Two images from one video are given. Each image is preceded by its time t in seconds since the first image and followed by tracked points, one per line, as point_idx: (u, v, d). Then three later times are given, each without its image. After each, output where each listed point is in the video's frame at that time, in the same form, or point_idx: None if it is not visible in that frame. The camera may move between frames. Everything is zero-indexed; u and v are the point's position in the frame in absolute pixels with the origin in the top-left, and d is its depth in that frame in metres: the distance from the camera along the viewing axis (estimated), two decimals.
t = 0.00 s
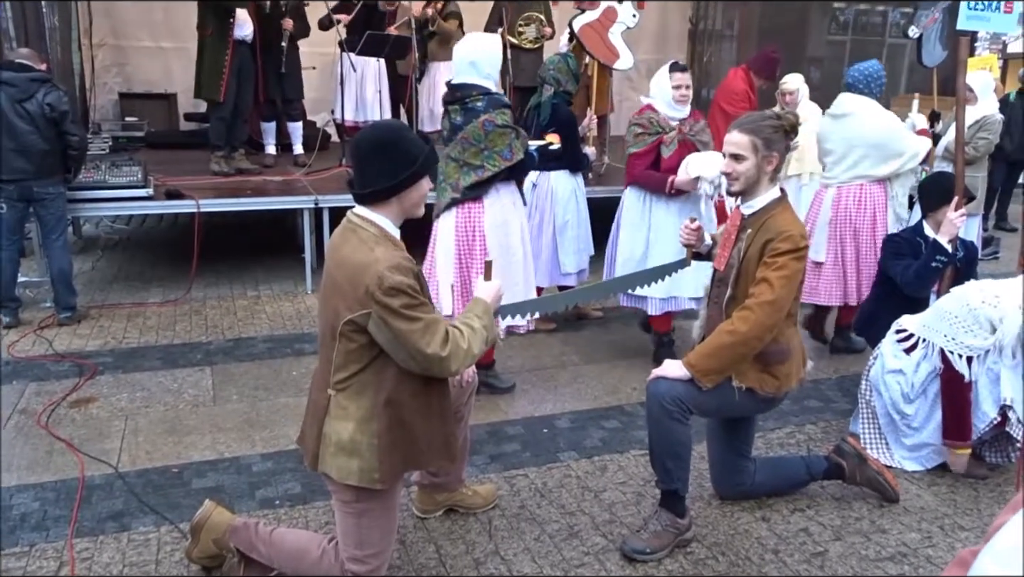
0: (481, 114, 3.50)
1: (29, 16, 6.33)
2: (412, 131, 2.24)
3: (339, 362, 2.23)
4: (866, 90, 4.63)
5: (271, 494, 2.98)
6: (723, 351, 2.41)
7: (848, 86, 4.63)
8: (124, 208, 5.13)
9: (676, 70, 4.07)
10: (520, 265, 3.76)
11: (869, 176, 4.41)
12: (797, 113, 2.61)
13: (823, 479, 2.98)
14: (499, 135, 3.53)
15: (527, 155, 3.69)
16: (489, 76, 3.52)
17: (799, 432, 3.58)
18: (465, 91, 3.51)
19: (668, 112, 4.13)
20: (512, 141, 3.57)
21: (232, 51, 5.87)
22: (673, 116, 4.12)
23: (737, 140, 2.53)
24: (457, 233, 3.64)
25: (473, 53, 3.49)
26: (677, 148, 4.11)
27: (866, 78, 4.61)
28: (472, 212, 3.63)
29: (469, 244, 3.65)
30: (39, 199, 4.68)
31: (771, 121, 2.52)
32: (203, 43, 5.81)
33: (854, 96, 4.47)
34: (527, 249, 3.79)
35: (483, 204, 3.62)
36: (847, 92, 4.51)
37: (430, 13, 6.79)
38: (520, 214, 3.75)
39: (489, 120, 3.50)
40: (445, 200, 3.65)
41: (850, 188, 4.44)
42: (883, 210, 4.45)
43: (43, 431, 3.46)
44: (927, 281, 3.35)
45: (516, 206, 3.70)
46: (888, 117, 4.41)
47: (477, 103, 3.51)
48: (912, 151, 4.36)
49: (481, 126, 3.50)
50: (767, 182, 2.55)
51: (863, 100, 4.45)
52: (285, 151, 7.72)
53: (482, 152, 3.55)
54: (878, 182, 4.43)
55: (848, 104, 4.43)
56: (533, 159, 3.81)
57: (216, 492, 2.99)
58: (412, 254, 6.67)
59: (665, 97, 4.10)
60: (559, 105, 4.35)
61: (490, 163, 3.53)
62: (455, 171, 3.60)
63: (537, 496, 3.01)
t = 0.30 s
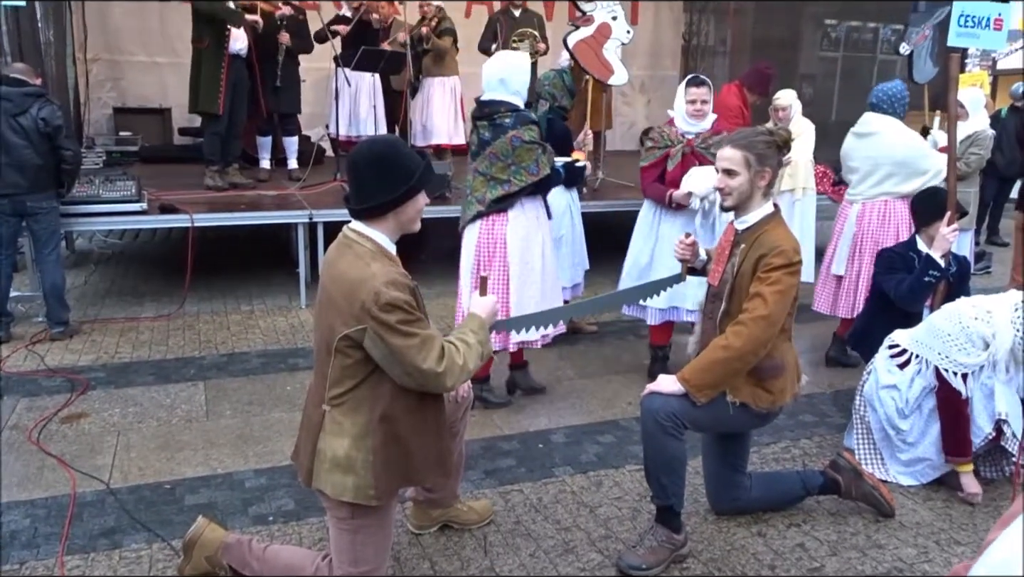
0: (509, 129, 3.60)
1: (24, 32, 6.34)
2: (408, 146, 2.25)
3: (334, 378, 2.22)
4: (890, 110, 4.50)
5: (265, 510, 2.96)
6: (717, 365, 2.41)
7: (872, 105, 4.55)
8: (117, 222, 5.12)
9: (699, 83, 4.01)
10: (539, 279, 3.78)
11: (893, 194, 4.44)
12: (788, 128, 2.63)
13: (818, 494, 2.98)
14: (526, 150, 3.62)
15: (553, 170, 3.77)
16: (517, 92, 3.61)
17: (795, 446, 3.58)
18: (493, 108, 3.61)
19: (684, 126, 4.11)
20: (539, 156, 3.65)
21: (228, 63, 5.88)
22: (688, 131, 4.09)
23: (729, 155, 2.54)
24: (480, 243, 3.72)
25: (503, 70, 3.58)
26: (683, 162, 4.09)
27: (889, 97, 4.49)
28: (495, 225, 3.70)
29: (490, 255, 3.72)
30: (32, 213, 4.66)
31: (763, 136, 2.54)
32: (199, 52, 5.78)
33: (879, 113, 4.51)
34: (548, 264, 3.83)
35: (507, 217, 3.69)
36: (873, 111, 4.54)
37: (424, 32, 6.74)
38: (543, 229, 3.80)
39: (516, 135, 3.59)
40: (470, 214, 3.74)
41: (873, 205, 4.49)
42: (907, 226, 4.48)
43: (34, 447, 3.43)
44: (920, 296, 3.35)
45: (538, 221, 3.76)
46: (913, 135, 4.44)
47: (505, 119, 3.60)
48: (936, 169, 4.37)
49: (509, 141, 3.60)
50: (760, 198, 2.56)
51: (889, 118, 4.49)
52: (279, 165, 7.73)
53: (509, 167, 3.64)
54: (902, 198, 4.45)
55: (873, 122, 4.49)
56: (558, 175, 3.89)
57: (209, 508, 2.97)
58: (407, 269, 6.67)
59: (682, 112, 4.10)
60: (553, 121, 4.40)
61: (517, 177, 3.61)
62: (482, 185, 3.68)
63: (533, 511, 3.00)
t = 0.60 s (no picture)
0: (533, 139, 3.72)
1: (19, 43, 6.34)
2: (405, 158, 2.24)
3: (330, 390, 2.21)
4: (910, 119, 4.53)
5: (259, 523, 2.94)
6: (714, 377, 2.40)
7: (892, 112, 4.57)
8: (112, 234, 5.10)
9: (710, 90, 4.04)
10: (565, 284, 3.94)
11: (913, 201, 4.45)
12: (785, 139, 2.64)
13: (816, 505, 2.97)
14: (549, 159, 3.74)
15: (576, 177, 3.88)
16: (539, 103, 3.73)
17: (792, 457, 3.57)
18: (517, 117, 3.72)
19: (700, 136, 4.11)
20: (562, 164, 3.77)
21: (223, 74, 5.90)
22: (703, 140, 4.09)
23: (726, 166, 2.54)
24: (506, 250, 3.88)
25: (526, 82, 3.71)
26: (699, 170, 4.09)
27: (910, 105, 4.52)
28: (522, 232, 3.85)
29: (516, 261, 3.88)
30: (26, 225, 4.65)
31: (759, 148, 2.54)
32: (195, 64, 5.84)
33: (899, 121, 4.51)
34: (572, 269, 3.98)
35: (532, 225, 3.84)
36: (892, 118, 4.56)
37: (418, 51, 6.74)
38: (568, 236, 3.95)
39: (540, 144, 3.71)
40: (494, 221, 3.88)
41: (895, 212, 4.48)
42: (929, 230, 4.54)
43: (27, 461, 3.40)
44: (915, 306, 3.35)
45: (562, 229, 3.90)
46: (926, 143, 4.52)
47: (528, 128, 3.72)
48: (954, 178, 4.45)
49: (534, 150, 3.72)
50: (756, 209, 2.56)
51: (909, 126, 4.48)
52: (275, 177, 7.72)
53: (533, 175, 3.76)
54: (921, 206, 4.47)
55: (891, 127, 4.50)
56: (582, 180, 3.98)
57: (203, 522, 2.95)
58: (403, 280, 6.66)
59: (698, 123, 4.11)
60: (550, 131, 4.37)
61: (541, 185, 3.74)
62: (507, 193, 3.82)
63: (530, 523, 2.98)
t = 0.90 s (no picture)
0: (565, 153, 3.87)
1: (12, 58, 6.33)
2: (400, 170, 2.24)
3: (326, 404, 2.19)
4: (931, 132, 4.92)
5: (255, 539, 2.91)
6: (713, 389, 2.40)
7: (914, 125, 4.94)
8: (106, 248, 5.08)
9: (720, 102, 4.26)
10: (594, 296, 4.03)
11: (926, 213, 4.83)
12: (779, 149, 2.64)
13: (814, 514, 2.96)
14: (582, 173, 3.90)
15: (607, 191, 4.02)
16: (569, 118, 3.87)
17: (790, 467, 3.56)
18: (549, 132, 3.86)
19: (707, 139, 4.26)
20: (593, 178, 3.92)
21: (217, 88, 5.90)
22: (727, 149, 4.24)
23: (721, 176, 2.54)
24: (540, 262, 3.96)
25: (558, 98, 3.84)
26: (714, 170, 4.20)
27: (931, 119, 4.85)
28: (556, 245, 3.94)
29: (550, 274, 3.96)
30: (19, 240, 4.63)
31: (754, 158, 2.55)
32: (189, 79, 5.83)
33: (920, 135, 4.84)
34: (602, 283, 4.07)
35: (565, 237, 3.94)
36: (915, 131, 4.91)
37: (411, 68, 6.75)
38: (599, 249, 4.05)
39: (573, 158, 3.87)
40: (525, 234, 3.96)
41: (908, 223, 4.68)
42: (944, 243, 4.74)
43: (19, 477, 3.37)
44: (911, 314, 3.35)
45: (593, 243, 4.00)
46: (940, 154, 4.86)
47: (560, 143, 3.87)
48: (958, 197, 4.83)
49: (567, 165, 3.88)
50: (752, 218, 2.56)
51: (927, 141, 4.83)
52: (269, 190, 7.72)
53: (565, 188, 3.89)
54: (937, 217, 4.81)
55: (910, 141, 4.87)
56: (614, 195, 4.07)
57: (198, 538, 2.92)
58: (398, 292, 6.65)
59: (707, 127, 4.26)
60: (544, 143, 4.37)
61: (575, 198, 3.87)
62: (539, 206, 3.93)
63: (528, 536, 2.96)
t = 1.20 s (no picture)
0: (596, 156, 4.04)
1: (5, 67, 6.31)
2: (394, 176, 2.22)
3: (320, 413, 2.18)
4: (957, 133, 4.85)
5: (250, 549, 2.89)
6: (711, 395, 2.39)
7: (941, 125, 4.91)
8: (100, 257, 5.06)
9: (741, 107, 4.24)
10: (623, 297, 4.19)
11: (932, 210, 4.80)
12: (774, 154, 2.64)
13: (812, 521, 2.94)
14: (613, 175, 4.08)
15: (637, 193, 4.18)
16: (597, 121, 4.00)
17: (787, 473, 3.55)
18: (580, 136, 4.01)
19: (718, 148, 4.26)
20: (622, 181, 4.10)
21: (212, 96, 5.89)
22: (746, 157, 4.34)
23: (717, 182, 2.54)
24: (569, 263, 4.13)
25: (587, 102, 3.95)
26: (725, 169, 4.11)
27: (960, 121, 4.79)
28: (586, 245, 4.11)
29: (579, 273, 4.13)
30: (12, 250, 4.60)
31: (750, 163, 2.54)
32: (183, 87, 5.81)
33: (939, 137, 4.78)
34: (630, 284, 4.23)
35: (594, 237, 4.11)
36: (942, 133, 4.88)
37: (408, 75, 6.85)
38: (627, 250, 4.21)
39: (604, 161, 4.05)
40: (555, 235, 4.13)
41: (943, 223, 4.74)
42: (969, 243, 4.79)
43: (11, 489, 3.34)
44: (907, 319, 3.35)
45: (620, 243, 4.17)
46: (969, 149, 4.75)
47: (591, 146, 4.03)
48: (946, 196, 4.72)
49: (599, 167, 4.04)
50: (748, 224, 2.56)
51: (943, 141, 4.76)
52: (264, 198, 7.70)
53: (596, 191, 4.06)
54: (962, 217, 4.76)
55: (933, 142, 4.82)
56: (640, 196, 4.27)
57: (192, 549, 2.89)
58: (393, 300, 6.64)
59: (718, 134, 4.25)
60: (540, 149, 4.41)
61: (606, 200, 4.04)
62: (569, 208, 4.08)
63: (524, 545, 2.94)
